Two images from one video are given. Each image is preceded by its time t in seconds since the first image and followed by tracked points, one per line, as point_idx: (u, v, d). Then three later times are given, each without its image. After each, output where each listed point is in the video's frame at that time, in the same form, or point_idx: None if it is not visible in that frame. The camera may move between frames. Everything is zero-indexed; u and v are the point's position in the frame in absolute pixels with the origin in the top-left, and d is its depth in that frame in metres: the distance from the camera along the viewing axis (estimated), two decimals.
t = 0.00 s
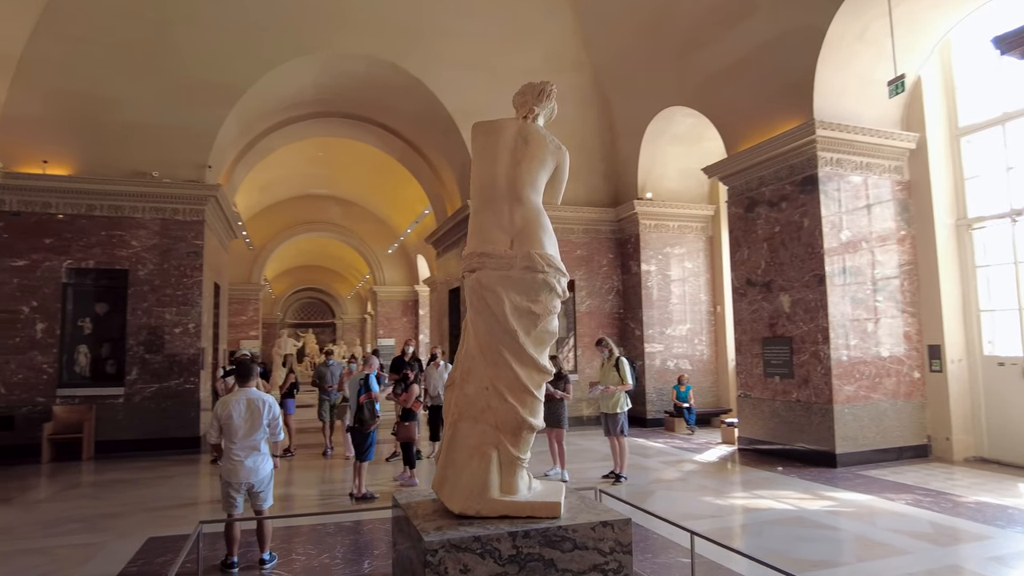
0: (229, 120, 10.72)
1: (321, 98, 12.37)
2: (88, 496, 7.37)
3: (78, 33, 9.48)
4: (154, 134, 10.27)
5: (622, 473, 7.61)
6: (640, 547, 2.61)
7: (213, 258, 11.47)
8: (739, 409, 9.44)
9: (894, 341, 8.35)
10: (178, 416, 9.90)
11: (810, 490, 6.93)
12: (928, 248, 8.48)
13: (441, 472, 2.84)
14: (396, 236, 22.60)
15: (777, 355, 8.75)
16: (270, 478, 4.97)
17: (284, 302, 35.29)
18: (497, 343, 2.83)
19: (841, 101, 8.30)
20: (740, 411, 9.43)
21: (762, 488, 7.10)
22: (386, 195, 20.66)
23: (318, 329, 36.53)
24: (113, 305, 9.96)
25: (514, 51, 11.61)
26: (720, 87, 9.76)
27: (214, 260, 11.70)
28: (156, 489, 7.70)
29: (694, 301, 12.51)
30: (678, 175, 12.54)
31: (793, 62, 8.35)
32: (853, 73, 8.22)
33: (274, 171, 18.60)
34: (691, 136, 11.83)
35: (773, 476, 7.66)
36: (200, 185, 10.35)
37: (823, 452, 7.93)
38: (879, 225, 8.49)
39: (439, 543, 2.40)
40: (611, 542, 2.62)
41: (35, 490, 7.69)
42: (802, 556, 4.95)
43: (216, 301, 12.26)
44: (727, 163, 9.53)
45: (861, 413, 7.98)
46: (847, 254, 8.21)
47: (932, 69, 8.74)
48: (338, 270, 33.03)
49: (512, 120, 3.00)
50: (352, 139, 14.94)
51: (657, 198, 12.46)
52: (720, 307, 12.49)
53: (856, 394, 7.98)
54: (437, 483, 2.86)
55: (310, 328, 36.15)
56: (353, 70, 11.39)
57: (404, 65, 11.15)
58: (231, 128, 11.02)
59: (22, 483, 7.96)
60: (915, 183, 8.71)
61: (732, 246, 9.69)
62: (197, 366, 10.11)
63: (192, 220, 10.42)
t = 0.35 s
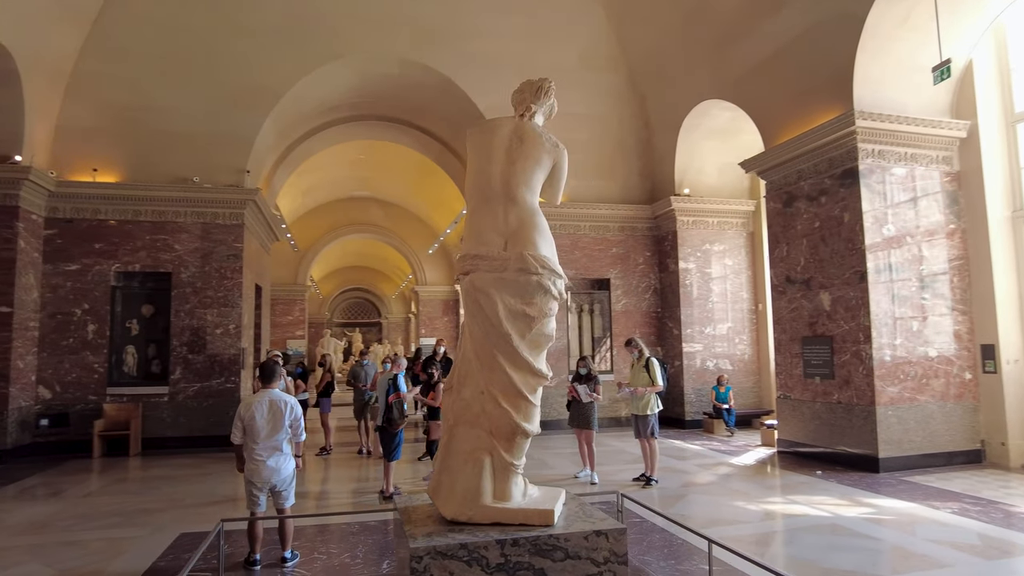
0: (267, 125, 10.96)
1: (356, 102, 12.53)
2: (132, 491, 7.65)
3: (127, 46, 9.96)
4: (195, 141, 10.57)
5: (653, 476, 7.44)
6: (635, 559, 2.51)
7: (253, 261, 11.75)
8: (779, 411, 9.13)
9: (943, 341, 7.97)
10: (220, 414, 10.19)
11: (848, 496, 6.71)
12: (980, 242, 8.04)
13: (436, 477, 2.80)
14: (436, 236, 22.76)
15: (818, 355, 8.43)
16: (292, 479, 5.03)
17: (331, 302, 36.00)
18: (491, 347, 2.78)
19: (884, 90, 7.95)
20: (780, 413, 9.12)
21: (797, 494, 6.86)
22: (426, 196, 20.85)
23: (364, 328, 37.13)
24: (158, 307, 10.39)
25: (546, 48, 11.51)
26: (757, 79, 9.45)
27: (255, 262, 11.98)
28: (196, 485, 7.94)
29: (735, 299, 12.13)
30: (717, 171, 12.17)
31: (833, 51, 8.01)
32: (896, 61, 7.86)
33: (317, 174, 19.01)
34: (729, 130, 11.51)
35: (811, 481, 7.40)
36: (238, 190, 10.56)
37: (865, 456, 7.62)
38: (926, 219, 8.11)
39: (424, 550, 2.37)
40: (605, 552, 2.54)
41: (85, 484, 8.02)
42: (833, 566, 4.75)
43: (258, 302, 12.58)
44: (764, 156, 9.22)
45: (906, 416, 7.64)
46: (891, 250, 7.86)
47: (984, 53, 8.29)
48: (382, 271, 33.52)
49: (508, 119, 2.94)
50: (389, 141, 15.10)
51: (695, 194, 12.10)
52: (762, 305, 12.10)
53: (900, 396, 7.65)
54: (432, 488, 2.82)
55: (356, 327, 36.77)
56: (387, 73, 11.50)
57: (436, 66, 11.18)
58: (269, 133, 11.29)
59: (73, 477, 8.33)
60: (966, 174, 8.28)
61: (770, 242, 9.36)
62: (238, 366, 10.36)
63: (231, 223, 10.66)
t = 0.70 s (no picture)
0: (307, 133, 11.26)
1: (393, 107, 12.75)
2: (177, 486, 7.97)
3: (174, 59, 10.41)
4: (239, 149, 10.96)
5: (684, 478, 7.28)
6: (622, 561, 2.49)
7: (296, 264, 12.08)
8: (820, 413, 8.84)
9: (996, 341, 7.57)
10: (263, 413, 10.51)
11: (888, 502, 6.45)
12: None
13: (429, 475, 2.83)
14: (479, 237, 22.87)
15: (859, 355, 8.14)
16: (315, 476, 5.17)
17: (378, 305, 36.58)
18: (482, 346, 2.79)
19: (928, 79, 7.60)
20: (821, 415, 8.83)
21: (834, 499, 6.64)
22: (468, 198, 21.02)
23: (412, 330, 37.63)
24: (205, 310, 10.84)
25: (580, 47, 11.43)
26: (794, 71, 9.17)
27: (297, 266, 12.32)
28: (237, 481, 8.21)
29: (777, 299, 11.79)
30: (758, 167, 11.87)
31: (871, 40, 7.71)
32: (941, 48, 7.52)
33: (361, 179, 19.42)
34: (768, 125, 11.21)
35: (851, 486, 7.13)
36: (279, 196, 10.89)
37: (909, 461, 7.31)
38: (976, 213, 7.73)
39: (407, 546, 2.40)
40: (591, 553, 2.52)
41: (134, 479, 8.40)
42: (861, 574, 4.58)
43: (301, 304, 12.93)
44: (802, 151, 8.95)
45: (954, 419, 7.29)
46: (936, 245, 7.52)
47: None
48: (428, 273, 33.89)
49: (499, 119, 2.96)
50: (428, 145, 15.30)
51: (734, 191, 11.78)
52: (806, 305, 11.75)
53: (947, 398, 7.31)
54: (426, 486, 2.85)
55: (404, 329, 37.30)
56: (421, 77, 11.66)
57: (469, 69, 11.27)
58: (309, 140, 11.60)
59: (125, 472, 8.73)
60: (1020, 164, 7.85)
61: (810, 239, 9.07)
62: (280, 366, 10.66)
63: (273, 229, 10.98)
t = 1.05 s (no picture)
0: (351, 141, 11.55)
1: (436, 113, 12.93)
2: (227, 484, 8.29)
3: (226, 73, 10.86)
4: (287, 158, 11.34)
5: (723, 484, 7.11)
6: (614, 567, 2.47)
7: (343, 268, 12.40)
8: (870, 417, 8.51)
9: None
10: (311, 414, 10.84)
11: (939, 513, 6.14)
12: None
13: (430, 477, 2.88)
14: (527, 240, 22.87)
15: (910, 357, 7.81)
16: (346, 475, 5.33)
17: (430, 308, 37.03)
18: (480, 350, 2.83)
19: (983, 66, 7.20)
20: (871, 419, 8.50)
21: (880, 508, 6.39)
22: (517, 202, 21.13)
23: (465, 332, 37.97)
24: (257, 314, 11.29)
25: (620, 46, 11.32)
26: (841, 63, 8.84)
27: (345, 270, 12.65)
28: (283, 480, 8.49)
29: (829, 299, 11.37)
30: (807, 162, 11.48)
31: (919, 27, 7.36)
32: (996, 32, 7.12)
33: (410, 185, 19.79)
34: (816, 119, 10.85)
35: (901, 495, 6.82)
36: (326, 203, 11.22)
37: (966, 469, 6.95)
38: None
39: (400, 546, 2.46)
40: (584, 558, 2.52)
41: (189, 476, 8.78)
42: None
43: (349, 308, 13.25)
44: (849, 145, 8.63)
45: (1014, 426, 6.88)
46: (993, 242, 7.12)
47: None
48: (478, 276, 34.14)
49: (497, 127, 2.99)
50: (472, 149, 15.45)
51: (781, 188, 11.41)
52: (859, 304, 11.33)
53: (1007, 403, 6.91)
54: (427, 488, 2.90)
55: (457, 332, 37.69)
56: (461, 83, 11.79)
57: (508, 72, 11.31)
58: (354, 148, 11.90)
59: (180, 469, 9.14)
60: None
61: (858, 237, 8.74)
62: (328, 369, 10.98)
63: (321, 235, 11.32)
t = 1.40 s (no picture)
0: (394, 143, 11.74)
1: (477, 113, 12.98)
2: (273, 478, 8.56)
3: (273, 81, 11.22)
4: (332, 162, 11.62)
5: (764, 485, 6.93)
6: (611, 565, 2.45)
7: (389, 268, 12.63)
8: (924, 417, 8.14)
9: None
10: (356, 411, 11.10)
11: (995, 520, 5.81)
12: None
13: (435, 473, 2.91)
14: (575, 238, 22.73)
15: (968, 355, 7.42)
16: (376, 470, 5.43)
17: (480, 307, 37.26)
18: (482, 347, 2.85)
19: None
20: (926, 420, 8.12)
21: (930, 514, 6.09)
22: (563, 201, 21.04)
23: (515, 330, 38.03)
24: (306, 314, 11.64)
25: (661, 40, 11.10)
26: (892, 48, 8.43)
27: (390, 271, 12.87)
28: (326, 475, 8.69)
29: (884, 295, 10.90)
30: (861, 153, 11.02)
31: (975, 7, 6.95)
32: None
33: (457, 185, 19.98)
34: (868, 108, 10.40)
35: (955, 500, 6.48)
36: (369, 205, 11.44)
37: None
38: None
39: (397, 539, 2.50)
40: (582, 556, 2.50)
41: (239, 470, 9.11)
42: None
43: (394, 308, 13.47)
44: (901, 134, 8.23)
45: None
46: None
47: None
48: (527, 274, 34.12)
49: (500, 125, 3.01)
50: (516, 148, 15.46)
51: (831, 181, 11.00)
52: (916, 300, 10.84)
53: None
54: (433, 484, 2.93)
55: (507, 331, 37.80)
56: (501, 82, 11.79)
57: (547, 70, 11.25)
58: (397, 150, 12.08)
59: (230, 464, 9.47)
60: None
61: (912, 229, 8.35)
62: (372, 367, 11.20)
63: (365, 236, 11.55)
